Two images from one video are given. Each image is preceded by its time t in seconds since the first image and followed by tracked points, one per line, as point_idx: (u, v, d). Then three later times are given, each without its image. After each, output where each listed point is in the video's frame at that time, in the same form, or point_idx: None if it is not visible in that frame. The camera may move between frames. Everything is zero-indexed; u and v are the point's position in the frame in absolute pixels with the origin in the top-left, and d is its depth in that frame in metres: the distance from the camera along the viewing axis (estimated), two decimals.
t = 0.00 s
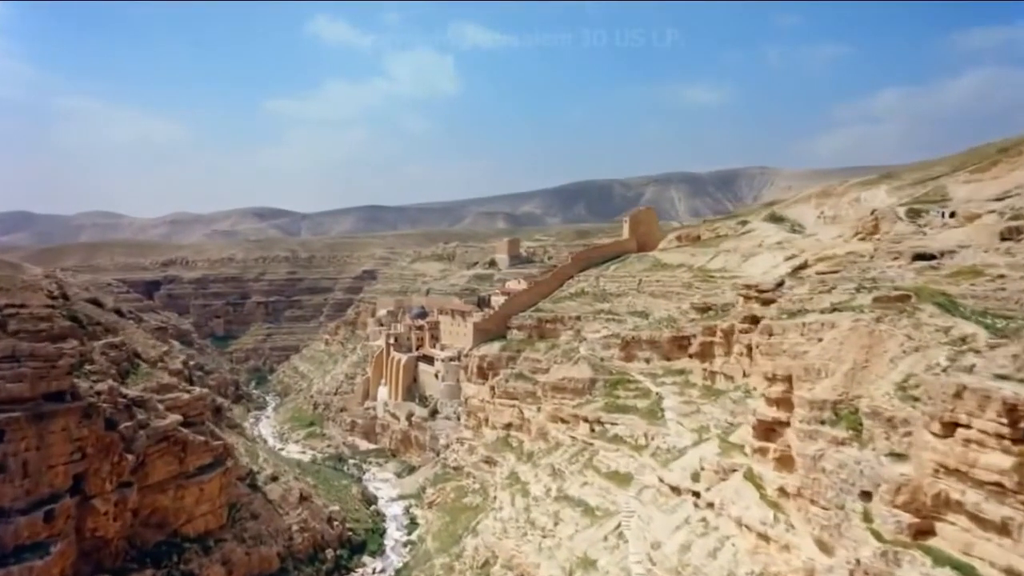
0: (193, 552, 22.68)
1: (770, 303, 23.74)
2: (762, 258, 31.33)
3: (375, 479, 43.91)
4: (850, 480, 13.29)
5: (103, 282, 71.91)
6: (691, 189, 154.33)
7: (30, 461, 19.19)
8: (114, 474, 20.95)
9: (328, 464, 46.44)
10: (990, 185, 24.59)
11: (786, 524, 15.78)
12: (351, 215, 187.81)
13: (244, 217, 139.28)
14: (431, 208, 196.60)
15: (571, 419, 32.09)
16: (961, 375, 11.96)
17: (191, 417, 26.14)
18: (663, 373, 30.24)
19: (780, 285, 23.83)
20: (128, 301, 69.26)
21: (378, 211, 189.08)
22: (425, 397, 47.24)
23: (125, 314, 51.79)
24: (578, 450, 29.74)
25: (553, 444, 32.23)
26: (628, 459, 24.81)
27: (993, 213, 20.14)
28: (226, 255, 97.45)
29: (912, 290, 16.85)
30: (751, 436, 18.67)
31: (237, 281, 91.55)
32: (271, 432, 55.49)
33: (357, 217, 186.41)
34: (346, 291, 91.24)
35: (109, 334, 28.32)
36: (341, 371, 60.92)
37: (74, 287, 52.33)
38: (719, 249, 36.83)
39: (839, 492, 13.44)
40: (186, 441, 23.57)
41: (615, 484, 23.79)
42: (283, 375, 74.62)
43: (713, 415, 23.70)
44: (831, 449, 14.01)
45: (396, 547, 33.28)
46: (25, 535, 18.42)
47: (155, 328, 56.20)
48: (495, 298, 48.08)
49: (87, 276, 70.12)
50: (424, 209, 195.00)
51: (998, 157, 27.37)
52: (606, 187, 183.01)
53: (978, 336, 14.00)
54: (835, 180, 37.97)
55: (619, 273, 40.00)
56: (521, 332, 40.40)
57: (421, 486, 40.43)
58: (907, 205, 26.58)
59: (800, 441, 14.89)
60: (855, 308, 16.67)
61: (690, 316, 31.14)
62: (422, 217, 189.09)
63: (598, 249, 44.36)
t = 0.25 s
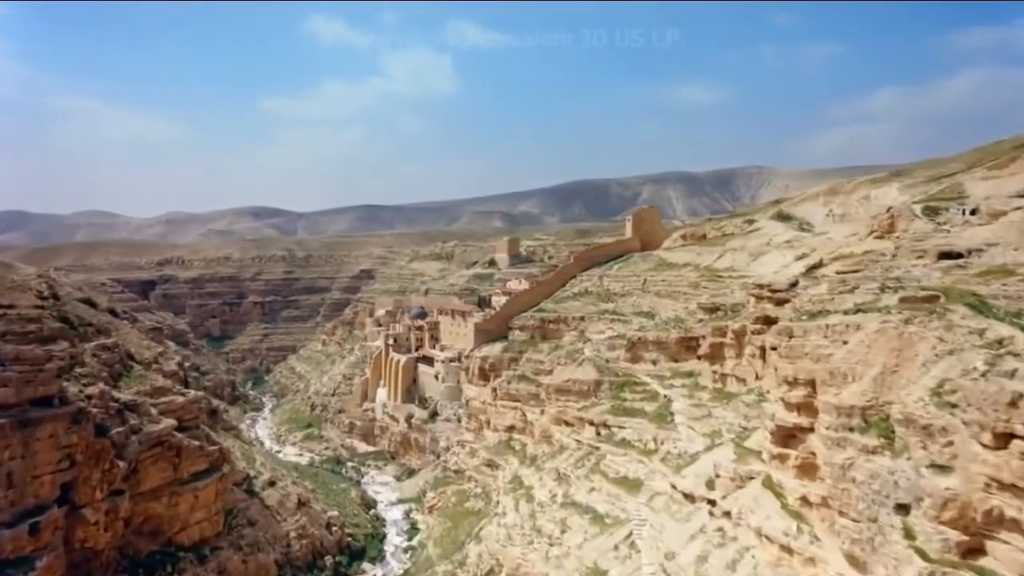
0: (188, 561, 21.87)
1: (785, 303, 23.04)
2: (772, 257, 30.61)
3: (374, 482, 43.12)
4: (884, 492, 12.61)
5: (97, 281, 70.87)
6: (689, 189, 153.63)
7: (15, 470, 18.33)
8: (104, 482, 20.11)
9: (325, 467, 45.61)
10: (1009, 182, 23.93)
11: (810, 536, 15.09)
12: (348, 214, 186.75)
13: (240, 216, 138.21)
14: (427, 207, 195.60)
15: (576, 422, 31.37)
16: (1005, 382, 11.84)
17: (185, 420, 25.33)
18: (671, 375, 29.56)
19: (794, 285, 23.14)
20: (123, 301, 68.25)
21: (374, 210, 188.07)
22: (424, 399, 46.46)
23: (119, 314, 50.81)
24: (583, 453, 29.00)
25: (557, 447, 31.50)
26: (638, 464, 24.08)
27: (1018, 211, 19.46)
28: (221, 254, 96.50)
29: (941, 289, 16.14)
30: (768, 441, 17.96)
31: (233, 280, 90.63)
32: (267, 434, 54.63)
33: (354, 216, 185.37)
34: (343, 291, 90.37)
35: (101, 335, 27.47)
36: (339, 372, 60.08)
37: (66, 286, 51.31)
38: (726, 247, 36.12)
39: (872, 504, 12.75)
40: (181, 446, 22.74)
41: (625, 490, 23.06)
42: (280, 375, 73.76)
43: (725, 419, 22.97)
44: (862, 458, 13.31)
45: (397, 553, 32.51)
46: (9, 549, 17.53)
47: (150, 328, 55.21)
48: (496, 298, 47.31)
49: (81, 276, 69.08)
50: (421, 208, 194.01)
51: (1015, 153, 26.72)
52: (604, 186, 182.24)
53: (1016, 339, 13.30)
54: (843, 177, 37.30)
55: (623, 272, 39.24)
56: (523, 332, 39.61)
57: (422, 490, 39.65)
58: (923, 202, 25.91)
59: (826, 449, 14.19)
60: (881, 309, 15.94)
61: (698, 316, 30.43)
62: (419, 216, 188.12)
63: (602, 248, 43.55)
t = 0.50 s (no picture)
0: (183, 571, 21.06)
1: (801, 304, 22.33)
2: (782, 256, 29.91)
3: (373, 486, 42.33)
4: (922, 505, 11.92)
5: (92, 281, 69.91)
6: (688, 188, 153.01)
7: None
8: (95, 491, 19.32)
9: (324, 470, 44.81)
10: None
11: (838, 549, 14.36)
12: (345, 214, 185.79)
13: (237, 215, 137.27)
14: (425, 207, 194.73)
15: (582, 425, 30.63)
16: None
17: (181, 425, 24.54)
18: (679, 377, 28.84)
19: (811, 285, 22.44)
20: (119, 301, 67.32)
21: (372, 210, 187.17)
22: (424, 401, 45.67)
23: (114, 314, 49.92)
24: (590, 458, 28.25)
25: (562, 451, 30.76)
26: (648, 470, 23.34)
27: None
28: (218, 253, 95.58)
29: (972, 289, 15.41)
30: (788, 447, 17.23)
31: (230, 280, 89.82)
32: (265, 437, 53.81)
33: (351, 216, 184.46)
34: (341, 291, 89.53)
35: (93, 337, 26.67)
36: (337, 373, 59.26)
37: (60, 286, 50.40)
38: (734, 247, 35.41)
39: (909, 518, 12.04)
40: (176, 452, 21.95)
41: (636, 497, 22.31)
42: (277, 376, 72.92)
43: (739, 423, 22.24)
44: (896, 469, 12.60)
45: (398, 559, 31.73)
46: None
47: (145, 329, 54.32)
48: (498, 298, 46.54)
49: (76, 275, 68.13)
50: (418, 208, 193.10)
51: None
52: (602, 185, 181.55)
53: None
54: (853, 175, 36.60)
55: (628, 272, 38.50)
56: (526, 333, 38.84)
57: (423, 494, 38.86)
58: (940, 199, 25.24)
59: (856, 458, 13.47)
60: (910, 309, 15.20)
61: (707, 317, 29.70)
62: (416, 216, 187.25)
63: (606, 247, 42.74)
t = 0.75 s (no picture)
0: None
1: (817, 304, 21.62)
2: (795, 255, 29.19)
3: (373, 490, 41.55)
4: (967, 520, 11.24)
5: (87, 281, 68.96)
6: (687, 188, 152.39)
7: None
8: (85, 500, 18.52)
9: (323, 473, 44.02)
10: None
11: (868, 563, 13.65)
12: (342, 213, 184.87)
13: (233, 214, 136.18)
14: (423, 206, 193.82)
15: (588, 428, 29.90)
16: None
17: (176, 429, 23.77)
18: (689, 380, 28.13)
19: (828, 284, 21.72)
20: (114, 301, 66.40)
21: (369, 209, 186.27)
22: (425, 402, 44.89)
23: (108, 314, 49.01)
24: (598, 462, 27.52)
25: (568, 455, 30.02)
26: (660, 475, 22.62)
27: None
28: (215, 252, 94.61)
29: (1008, 289, 14.67)
30: (810, 453, 16.50)
31: (227, 280, 88.95)
32: (263, 439, 52.98)
33: (349, 215, 183.61)
34: (339, 291, 88.69)
35: (86, 338, 25.84)
36: (336, 374, 58.47)
37: (53, 285, 49.43)
38: (742, 245, 34.68)
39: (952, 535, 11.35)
40: (171, 457, 21.16)
41: (648, 504, 21.58)
42: (275, 377, 72.12)
43: (754, 428, 21.51)
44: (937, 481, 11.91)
45: (399, 565, 30.99)
46: None
47: (140, 329, 53.41)
48: (500, 298, 45.76)
49: (71, 274, 67.18)
50: (416, 207, 192.22)
51: None
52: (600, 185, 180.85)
53: None
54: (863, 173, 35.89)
55: (634, 271, 37.76)
56: (530, 334, 38.08)
57: (424, 498, 38.12)
58: (959, 196, 24.57)
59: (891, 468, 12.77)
60: (943, 310, 14.45)
61: (717, 317, 28.97)
62: (414, 215, 186.42)
63: (611, 246, 41.89)
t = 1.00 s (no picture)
0: None
1: (835, 304, 20.90)
2: (807, 254, 28.46)
3: (373, 493, 40.77)
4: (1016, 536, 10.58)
5: (82, 280, 68.02)
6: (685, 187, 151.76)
7: None
8: (73, 510, 17.72)
9: (322, 476, 43.23)
10: None
11: None
12: (339, 212, 183.91)
13: (230, 213, 135.18)
14: (420, 205, 192.90)
15: (594, 431, 29.17)
16: None
17: (170, 433, 22.98)
18: (698, 382, 27.42)
19: (845, 284, 21.00)
20: (109, 301, 65.49)
21: (366, 208, 185.37)
22: (425, 403, 44.12)
23: (102, 314, 48.11)
24: (605, 465, 26.81)
25: (573, 458, 29.29)
26: (671, 481, 21.92)
27: None
28: (211, 251, 93.66)
29: None
30: (834, 460, 15.79)
31: (223, 279, 88.06)
32: (259, 440, 52.17)
33: (346, 213, 182.70)
34: (336, 290, 87.83)
35: (77, 339, 25.02)
36: (334, 374, 57.66)
37: (46, 284, 48.51)
38: (750, 244, 33.95)
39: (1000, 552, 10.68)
40: (165, 463, 20.38)
41: (660, 511, 20.87)
42: (272, 377, 71.33)
43: (770, 432, 20.81)
44: (980, 493, 11.24)
45: (400, 571, 30.25)
46: None
47: (135, 329, 52.51)
48: (501, 298, 44.97)
49: (65, 273, 66.24)
50: (413, 206, 191.34)
51: None
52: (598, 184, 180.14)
53: None
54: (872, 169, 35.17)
55: (639, 270, 37.02)
56: (532, 334, 37.33)
57: (424, 501, 37.38)
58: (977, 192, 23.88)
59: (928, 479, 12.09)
60: (977, 311, 13.75)
61: (727, 317, 28.24)
62: (411, 214, 185.50)
63: (616, 243, 40.97)
